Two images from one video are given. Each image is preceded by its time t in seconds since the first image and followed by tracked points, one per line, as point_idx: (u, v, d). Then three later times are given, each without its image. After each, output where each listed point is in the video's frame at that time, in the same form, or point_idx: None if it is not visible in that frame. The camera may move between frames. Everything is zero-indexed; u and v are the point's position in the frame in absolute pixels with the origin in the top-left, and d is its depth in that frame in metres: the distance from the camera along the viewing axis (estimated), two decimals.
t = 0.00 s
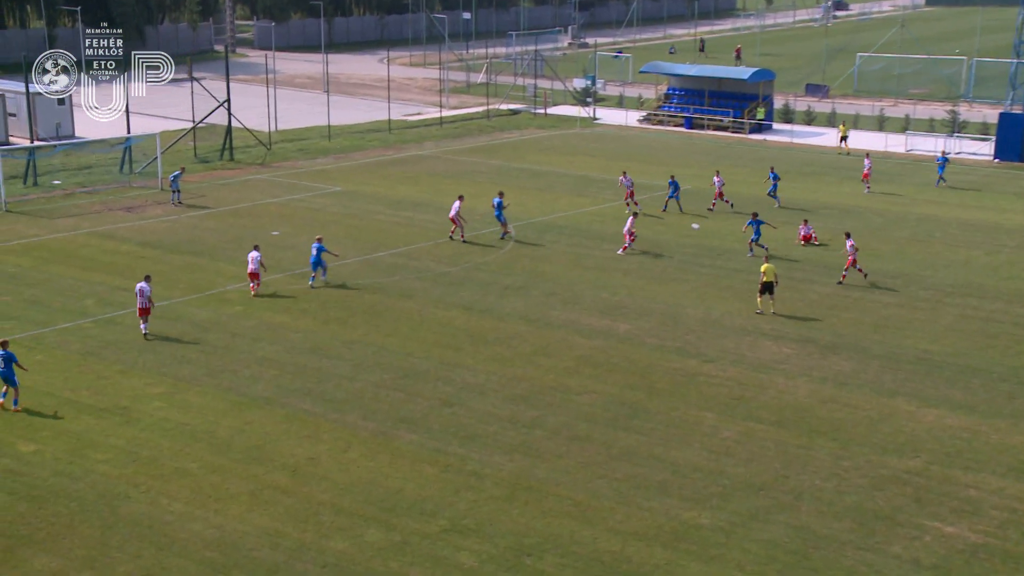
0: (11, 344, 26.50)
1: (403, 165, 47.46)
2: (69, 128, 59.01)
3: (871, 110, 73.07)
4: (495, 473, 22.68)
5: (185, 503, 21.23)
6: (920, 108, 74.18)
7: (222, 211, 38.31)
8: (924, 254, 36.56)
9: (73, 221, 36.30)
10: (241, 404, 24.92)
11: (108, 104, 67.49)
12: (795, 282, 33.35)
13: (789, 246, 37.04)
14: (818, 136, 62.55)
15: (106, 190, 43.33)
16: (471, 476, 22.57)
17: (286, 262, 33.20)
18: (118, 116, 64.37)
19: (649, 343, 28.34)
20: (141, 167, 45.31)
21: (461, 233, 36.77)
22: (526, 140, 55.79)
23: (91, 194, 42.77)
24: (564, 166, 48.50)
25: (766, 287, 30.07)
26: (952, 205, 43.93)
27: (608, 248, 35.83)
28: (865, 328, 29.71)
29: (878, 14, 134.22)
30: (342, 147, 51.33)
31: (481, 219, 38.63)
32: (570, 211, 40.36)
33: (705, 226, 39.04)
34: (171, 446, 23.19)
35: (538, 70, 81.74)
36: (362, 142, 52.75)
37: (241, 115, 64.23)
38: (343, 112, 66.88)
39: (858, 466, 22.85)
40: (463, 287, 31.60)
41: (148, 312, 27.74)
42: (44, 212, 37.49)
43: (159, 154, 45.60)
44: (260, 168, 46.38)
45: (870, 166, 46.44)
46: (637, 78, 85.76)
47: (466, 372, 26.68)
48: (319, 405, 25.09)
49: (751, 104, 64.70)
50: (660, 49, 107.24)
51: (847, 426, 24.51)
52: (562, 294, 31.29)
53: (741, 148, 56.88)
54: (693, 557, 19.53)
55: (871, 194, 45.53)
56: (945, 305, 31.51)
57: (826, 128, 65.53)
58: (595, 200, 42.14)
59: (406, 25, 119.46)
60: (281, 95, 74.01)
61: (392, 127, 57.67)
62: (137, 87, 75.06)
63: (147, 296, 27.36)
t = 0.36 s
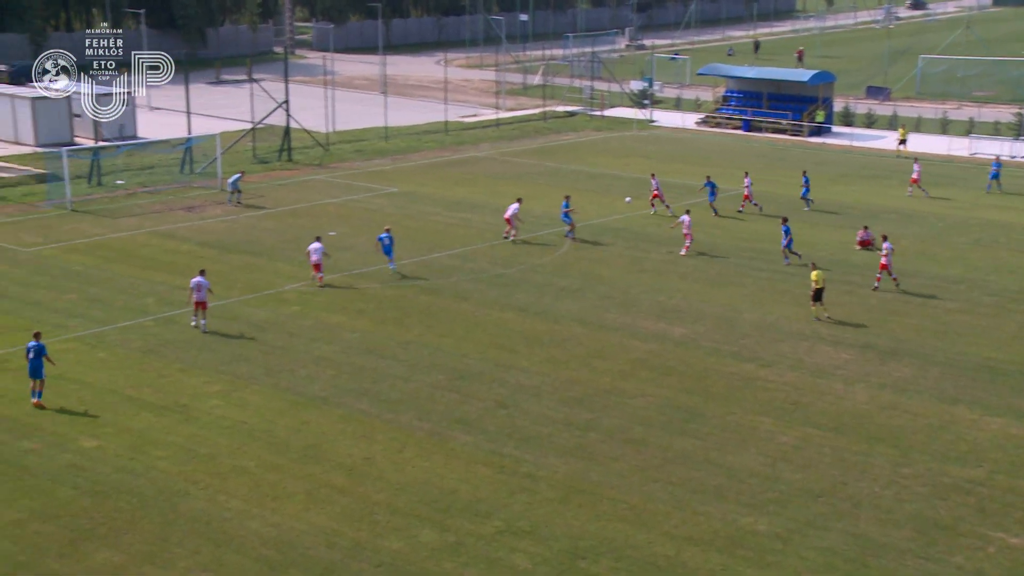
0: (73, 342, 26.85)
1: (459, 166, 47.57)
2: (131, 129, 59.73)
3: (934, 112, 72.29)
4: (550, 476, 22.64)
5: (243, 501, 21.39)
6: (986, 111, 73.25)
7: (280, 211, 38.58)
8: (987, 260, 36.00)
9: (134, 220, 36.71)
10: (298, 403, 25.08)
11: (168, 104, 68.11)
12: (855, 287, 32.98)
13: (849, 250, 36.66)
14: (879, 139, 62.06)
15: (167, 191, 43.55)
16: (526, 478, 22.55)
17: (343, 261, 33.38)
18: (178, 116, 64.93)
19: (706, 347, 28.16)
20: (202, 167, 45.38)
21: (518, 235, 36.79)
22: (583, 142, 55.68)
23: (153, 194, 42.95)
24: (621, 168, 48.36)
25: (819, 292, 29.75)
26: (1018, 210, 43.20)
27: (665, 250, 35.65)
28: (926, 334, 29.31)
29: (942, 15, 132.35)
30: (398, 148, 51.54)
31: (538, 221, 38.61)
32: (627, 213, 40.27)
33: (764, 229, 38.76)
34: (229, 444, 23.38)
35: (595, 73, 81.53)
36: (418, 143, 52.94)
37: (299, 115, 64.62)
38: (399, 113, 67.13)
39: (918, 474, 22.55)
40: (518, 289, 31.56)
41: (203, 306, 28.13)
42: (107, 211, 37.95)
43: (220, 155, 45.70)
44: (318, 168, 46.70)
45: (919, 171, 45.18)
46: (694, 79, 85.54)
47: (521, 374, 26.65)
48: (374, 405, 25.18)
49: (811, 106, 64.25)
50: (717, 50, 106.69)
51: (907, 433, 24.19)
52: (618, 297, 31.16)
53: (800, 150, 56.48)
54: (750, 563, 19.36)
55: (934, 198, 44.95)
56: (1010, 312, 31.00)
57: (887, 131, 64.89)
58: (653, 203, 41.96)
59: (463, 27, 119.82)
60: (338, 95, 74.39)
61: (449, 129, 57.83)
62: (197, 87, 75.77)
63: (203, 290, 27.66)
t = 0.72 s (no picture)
0: (159, 339, 27.36)
1: (539, 169, 47.64)
2: (217, 131, 60.30)
3: None
4: (626, 481, 22.55)
5: (321, 499, 21.61)
6: None
7: (360, 213, 38.95)
8: None
9: (219, 220, 37.26)
10: (376, 403, 25.29)
11: (252, 106, 69.01)
12: (941, 296, 32.36)
13: (935, 257, 36.03)
14: (967, 145, 61.00)
15: (253, 192, 43.68)
16: (602, 482, 22.48)
17: (422, 262, 33.57)
18: (262, 118, 65.68)
19: (786, 355, 27.85)
20: (285, 168, 45.71)
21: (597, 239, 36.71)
22: (664, 146, 55.48)
23: (240, 194, 43.17)
24: (702, 173, 48.10)
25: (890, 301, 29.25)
26: None
27: (746, 256, 35.33)
28: (1014, 344, 28.66)
29: None
30: (478, 151, 51.76)
31: (618, 225, 38.50)
32: (708, 218, 40.06)
33: (849, 236, 38.29)
34: (308, 443, 23.65)
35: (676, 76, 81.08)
36: (497, 146, 53.13)
37: (381, 118, 65.21)
38: (479, 116, 67.45)
39: (1003, 488, 22.05)
40: (596, 293, 31.46)
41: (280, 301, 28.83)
42: (193, 212, 38.49)
43: (302, 157, 46.10)
44: (398, 170, 47.11)
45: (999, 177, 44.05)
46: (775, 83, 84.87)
47: (598, 378, 26.57)
48: (451, 407, 25.29)
49: (896, 111, 63.37)
50: (800, 54, 105.69)
51: (992, 446, 23.67)
52: (697, 303, 30.94)
53: (885, 156, 55.71)
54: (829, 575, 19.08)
55: None
56: None
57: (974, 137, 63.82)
58: (734, 208, 41.64)
59: (543, 30, 120.16)
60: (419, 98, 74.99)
61: (529, 132, 57.98)
62: (280, 89, 76.83)
63: (279, 286, 28.37)
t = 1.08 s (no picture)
0: (224, 340, 27.69)
1: (602, 174, 47.51)
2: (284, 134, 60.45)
3: None
4: (686, 488, 22.41)
5: (381, 501, 21.74)
6: None
7: (423, 216, 39.10)
8: None
9: (283, 223, 37.67)
10: (436, 406, 25.38)
11: (317, 110, 69.47)
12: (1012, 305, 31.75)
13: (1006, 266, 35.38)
14: None
15: (318, 195, 43.85)
16: (662, 489, 22.36)
17: (484, 265, 33.61)
18: (327, 122, 65.92)
19: (850, 363, 27.51)
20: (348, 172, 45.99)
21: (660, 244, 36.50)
22: (730, 152, 55.05)
23: (306, 197, 43.41)
24: (767, 179, 47.74)
25: (941, 305, 28.97)
26: None
27: (814, 263, 34.91)
28: None
29: None
30: (540, 155, 51.79)
31: (682, 230, 38.26)
32: (773, 224, 39.74)
33: (917, 243, 37.73)
34: (370, 445, 23.80)
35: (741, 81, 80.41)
36: (560, 151, 53.13)
37: (446, 122, 65.41)
38: (543, 120, 67.41)
39: None
40: (657, 298, 31.32)
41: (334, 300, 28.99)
42: (261, 214, 38.79)
43: (365, 161, 46.43)
44: (462, 174, 47.27)
45: None
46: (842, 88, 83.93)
47: (658, 384, 26.45)
48: (512, 411, 25.32)
49: (968, 116, 62.75)
50: (868, 59, 104.47)
51: None
52: (761, 309, 30.67)
53: (955, 162, 54.87)
54: None
55: None
56: None
57: None
58: (800, 215, 41.24)
59: (607, 34, 119.90)
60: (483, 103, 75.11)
61: (592, 136, 57.89)
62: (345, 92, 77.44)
63: (335, 287, 28.64)
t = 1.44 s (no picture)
0: (255, 345, 27.51)
1: (638, 180, 47.02)
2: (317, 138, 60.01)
3: None
4: (721, 499, 21.95)
5: (413, 509, 21.44)
6: None
7: (456, 221, 38.79)
8: None
9: (314, 228, 37.53)
10: (468, 414, 25.06)
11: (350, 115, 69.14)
12: None
13: None
14: None
15: (350, 200, 43.71)
16: (697, 500, 21.92)
17: (517, 271, 33.25)
18: (361, 126, 65.51)
19: (890, 373, 26.94)
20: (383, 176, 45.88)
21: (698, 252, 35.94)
22: (767, 158, 54.41)
23: (338, 202, 43.35)
24: (807, 185, 47.14)
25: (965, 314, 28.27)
26: None
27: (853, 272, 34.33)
28: None
29: None
30: (575, 160, 51.33)
31: (719, 237, 37.71)
32: (813, 231, 39.13)
33: (960, 251, 37.01)
34: (401, 453, 23.51)
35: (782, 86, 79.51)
36: (595, 156, 52.66)
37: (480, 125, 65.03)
38: (579, 125, 66.95)
39: None
40: (694, 306, 30.85)
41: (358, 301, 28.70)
42: (293, 220, 38.75)
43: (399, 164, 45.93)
44: (496, 179, 46.90)
45: None
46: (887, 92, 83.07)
47: (694, 392, 25.99)
48: (544, 419, 24.94)
49: (1014, 122, 61.80)
50: (912, 62, 103.41)
51: None
52: (800, 318, 30.14)
53: (1001, 168, 54.04)
54: None
55: None
56: None
57: None
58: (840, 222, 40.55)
59: (644, 38, 119.20)
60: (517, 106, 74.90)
61: (627, 142, 57.37)
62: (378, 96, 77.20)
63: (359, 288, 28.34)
